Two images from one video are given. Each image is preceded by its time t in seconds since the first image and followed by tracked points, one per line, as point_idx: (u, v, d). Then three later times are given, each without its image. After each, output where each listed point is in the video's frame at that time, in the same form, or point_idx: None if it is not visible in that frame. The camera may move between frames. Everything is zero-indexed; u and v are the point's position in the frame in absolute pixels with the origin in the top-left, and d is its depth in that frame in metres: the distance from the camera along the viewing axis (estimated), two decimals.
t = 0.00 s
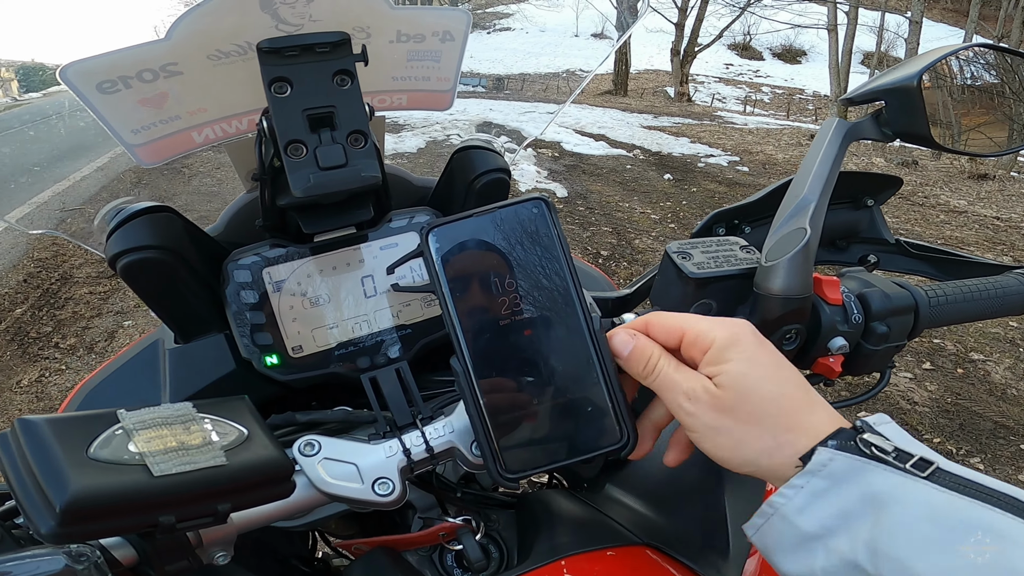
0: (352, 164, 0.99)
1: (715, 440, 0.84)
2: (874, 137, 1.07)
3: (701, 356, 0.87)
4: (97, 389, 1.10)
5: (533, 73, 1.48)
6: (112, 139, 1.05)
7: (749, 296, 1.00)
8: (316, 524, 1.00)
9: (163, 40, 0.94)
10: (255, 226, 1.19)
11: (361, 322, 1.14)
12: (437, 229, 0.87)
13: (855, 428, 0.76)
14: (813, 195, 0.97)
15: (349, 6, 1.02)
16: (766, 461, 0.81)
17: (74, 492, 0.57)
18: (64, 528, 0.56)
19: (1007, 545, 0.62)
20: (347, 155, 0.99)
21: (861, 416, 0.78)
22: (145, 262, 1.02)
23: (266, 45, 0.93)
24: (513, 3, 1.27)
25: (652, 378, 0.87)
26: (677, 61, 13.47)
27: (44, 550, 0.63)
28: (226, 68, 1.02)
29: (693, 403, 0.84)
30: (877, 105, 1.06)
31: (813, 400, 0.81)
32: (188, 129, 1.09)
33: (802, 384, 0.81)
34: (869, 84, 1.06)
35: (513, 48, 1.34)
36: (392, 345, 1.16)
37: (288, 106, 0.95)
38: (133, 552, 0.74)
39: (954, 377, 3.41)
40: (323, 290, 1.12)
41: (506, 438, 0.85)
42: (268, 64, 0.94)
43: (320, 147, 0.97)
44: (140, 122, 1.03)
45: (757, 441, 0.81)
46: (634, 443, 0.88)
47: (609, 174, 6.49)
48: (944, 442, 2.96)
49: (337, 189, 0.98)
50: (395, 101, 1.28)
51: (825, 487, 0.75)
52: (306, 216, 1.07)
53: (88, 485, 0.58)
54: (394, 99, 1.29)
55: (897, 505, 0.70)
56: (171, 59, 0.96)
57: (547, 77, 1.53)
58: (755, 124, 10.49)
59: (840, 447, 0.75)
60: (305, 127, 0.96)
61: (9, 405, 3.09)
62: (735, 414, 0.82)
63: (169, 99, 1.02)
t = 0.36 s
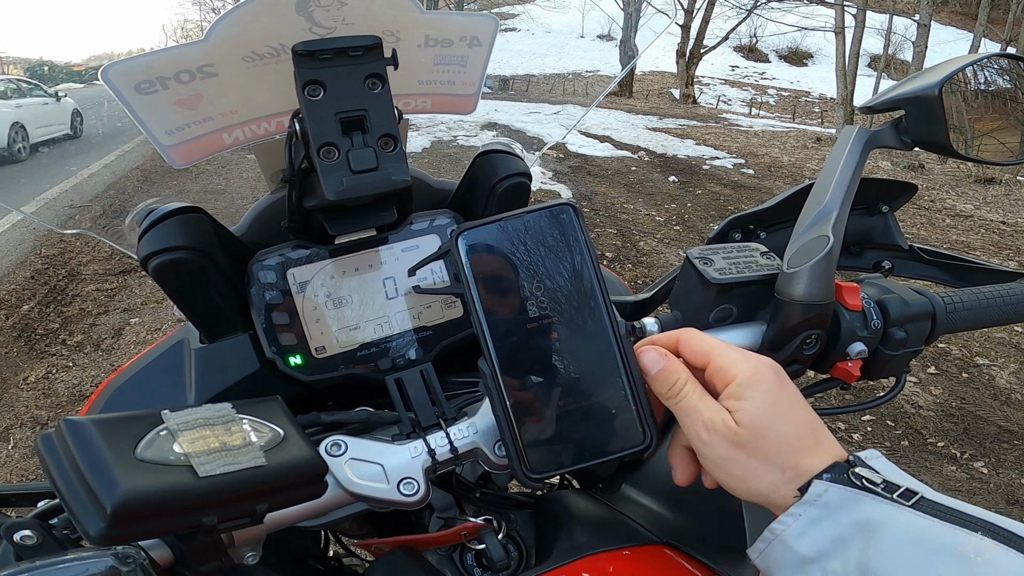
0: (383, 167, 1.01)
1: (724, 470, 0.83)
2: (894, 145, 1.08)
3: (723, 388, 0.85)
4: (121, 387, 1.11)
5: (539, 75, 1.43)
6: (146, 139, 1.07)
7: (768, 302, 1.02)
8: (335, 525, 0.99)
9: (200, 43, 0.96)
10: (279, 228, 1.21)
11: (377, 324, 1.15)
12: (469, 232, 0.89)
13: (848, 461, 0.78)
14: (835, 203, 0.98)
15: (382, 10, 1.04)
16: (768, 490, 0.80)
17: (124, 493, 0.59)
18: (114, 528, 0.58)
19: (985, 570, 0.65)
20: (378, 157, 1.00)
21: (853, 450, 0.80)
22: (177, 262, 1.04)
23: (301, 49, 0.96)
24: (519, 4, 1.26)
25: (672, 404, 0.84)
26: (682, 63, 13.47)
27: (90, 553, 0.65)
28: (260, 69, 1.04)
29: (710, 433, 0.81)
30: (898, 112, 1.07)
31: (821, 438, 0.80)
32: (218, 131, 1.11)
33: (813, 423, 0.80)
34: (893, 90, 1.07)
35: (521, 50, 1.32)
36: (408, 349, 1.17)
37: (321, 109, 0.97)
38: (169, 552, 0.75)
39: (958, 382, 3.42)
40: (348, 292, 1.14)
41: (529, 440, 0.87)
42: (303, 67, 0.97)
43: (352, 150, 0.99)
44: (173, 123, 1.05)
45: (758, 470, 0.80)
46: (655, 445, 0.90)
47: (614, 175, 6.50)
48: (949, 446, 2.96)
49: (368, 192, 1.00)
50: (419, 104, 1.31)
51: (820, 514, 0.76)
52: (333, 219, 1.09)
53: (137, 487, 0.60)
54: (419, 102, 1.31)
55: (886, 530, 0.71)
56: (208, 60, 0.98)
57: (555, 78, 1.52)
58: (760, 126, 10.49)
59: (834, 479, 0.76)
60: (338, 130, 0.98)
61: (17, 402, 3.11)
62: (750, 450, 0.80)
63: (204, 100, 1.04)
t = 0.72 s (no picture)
0: (377, 168, 1.01)
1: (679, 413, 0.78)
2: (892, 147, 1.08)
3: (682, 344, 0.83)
4: (117, 385, 1.11)
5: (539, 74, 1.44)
6: (142, 138, 1.07)
7: (764, 304, 1.01)
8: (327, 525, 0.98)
9: (197, 42, 0.96)
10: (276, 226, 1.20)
11: (373, 324, 1.15)
12: (462, 232, 0.89)
13: (818, 397, 0.67)
14: (830, 206, 0.98)
15: (380, 9, 1.04)
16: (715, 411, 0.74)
17: (112, 493, 0.59)
18: (101, 528, 0.58)
19: (1003, 523, 0.53)
20: (373, 158, 1.00)
21: (823, 384, 0.69)
22: (173, 260, 1.04)
23: (297, 49, 0.95)
24: (524, 3, 1.27)
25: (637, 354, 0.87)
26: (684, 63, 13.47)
27: (78, 550, 0.65)
28: (256, 69, 1.04)
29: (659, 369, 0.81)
30: (895, 115, 1.07)
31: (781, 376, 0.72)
32: (214, 130, 1.11)
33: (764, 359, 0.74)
34: (889, 94, 1.07)
35: (523, 49, 1.32)
36: (405, 348, 1.17)
37: (316, 108, 0.97)
38: (159, 550, 0.75)
39: (958, 385, 3.42)
40: (343, 291, 1.14)
41: (522, 440, 0.87)
42: (300, 67, 0.97)
43: (347, 150, 0.98)
44: (169, 122, 1.05)
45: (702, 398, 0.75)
46: (648, 447, 0.90)
47: (615, 175, 6.49)
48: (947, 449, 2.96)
49: (363, 192, 1.00)
50: (416, 104, 1.30)
51: (795, 467, 0.65)
52: (328, 218, 1.09)
53: (125, 486, 0.60)
54: (416, 102, 1.30)
55: (877, 482, 0.59)
56: (205, 59, 0.98)
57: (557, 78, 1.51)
58: (762, 127, 10.48)
59: (804, 420, 0.65)
60: (332, 129, 0.98)
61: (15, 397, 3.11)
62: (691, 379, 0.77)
63: (200, 99, 1.04)
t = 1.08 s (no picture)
0: (387, 169, 1.02)
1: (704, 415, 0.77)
2: (890, 150, 1.10)
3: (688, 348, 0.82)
4: (126, 382, 1.13)
5: (541, 74, 1.46)
6: (156, 138, 1.09)
7: (763, 304, 1.03)
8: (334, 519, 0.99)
9: (211, 45, 0.98)
10: (284, 226, 1.22)
11: (378, 323, 1.17)
12: (469, 235, 0.92)
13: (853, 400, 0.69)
14: (829, 209, 1.00)
15: (390, 15, 1.06)
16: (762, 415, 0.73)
17: (132, 488, 0.61)
18: (122, 521, 0.60)
19: None
20: (382, 159, 1.02)
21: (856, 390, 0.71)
22: (184, 260, 1.06)
23: (309, 51, 0.97)
24: (523, 3, 1.29)
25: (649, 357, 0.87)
26: (684, 64, 13.49)
27: (98, 544, 0.66)
28: (268, 70, 1.06)
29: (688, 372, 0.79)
30: (893, 119, 1.09)
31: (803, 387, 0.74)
32: (226, 131, 1.13)
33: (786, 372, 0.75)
34: (888, 97, 1.09)
35: (523, 48, 1.34)
36: (409, 346, 1.19)
37: (327, 110, 0.99)
38: (172, 545, 0.76)
39: (954, 386, 3.44)
40: (349, 290, 1.15)
41: (527, 438, 0.88)
42: (312, 70, 0.98)
43: (357, 152, 1.00)
44: (182, 123, 1.07)
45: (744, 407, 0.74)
46: (650, 444, 0.92)
47: (614, 176, 6.51)
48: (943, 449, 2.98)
49: (371, 194, 1.02)
50: (423, 105, 1.31)
51: (831, 463, 0.67)
52: (336, 218, 1.11)
53: (145, 481, 0.61)
54: (423, 104, 1.31)
55: (911, 478, 0.62)
56: (218, 61, 1.00)
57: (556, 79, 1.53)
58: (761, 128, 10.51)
59: (841, 420, 0.67)
60: (343, 131, 1.00)
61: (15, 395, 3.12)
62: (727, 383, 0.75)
63: (214, 100, 1.06)
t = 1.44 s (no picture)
0: (388, 169, 1.04)
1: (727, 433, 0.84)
2: (883, 152, 1.12)
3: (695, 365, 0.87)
4: (129, 378, 1.14)
5: (540, 73, 1.45)
6: (160, 136, 1.10)
7: (758, 304, 1.05)
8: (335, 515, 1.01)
9: (217, 45, 0.99)
10: (286, 225, 1.23)
11: (379, 321, 1.18)
12: (470, 233, 0.93)
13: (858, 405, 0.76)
14: (823, 210, 1.01)
15: (390, 15, 1.07)
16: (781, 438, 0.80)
17: (140, 481, 0.62)
18: (129, 514, 0.61)
19: (1013, 506, 0.62)
20: (384, 160, 1.04)
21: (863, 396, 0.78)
22: (188, 257, 1.07)
23: (311, 53, 0.99)
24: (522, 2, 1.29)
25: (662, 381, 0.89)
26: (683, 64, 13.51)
27: (105, 537, 0.68)
28: (270, 72, 1.07)
29: (706, 401, 0.84)
30: (887, 121, 1.10)
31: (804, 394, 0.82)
32: (229, 130, 1.14)
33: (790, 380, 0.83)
34: (881, 100, 1.10)
35: (523, 47, 1.35)
36: (409, 345, 1.21)
37: (330, 111, 1.00)
38: (176, 540, 0.79)
39: (950, 386, 3.46)
40: (350, 288, 1.17)
41: (525, 434, 0.90)
42: (315, 71, 1.00)
43: (359, 151, 1.02)
44: (186, 122, 1.08)
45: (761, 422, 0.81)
46: (646, 441, 0.93)
47: (614, 176, 6.52)
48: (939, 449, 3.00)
49: (374, 193, 1.03)
50: (424, 106, 1.33)
51: (839, 465, 0.75)
52: (337, 217, 1.12)
53: (152, 474, 0.63)
54: (423, 104, 1.33)
55: (910, 475, 0.69)
56: (224, 62, 1.01)
57: (554, 78, 1.52)
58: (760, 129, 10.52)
59: (847, 425, 0.75)
60: (345, 132, 1.01)
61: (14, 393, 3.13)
62: (743, 409, 0.82)
63: (217, 100, 1.07)
